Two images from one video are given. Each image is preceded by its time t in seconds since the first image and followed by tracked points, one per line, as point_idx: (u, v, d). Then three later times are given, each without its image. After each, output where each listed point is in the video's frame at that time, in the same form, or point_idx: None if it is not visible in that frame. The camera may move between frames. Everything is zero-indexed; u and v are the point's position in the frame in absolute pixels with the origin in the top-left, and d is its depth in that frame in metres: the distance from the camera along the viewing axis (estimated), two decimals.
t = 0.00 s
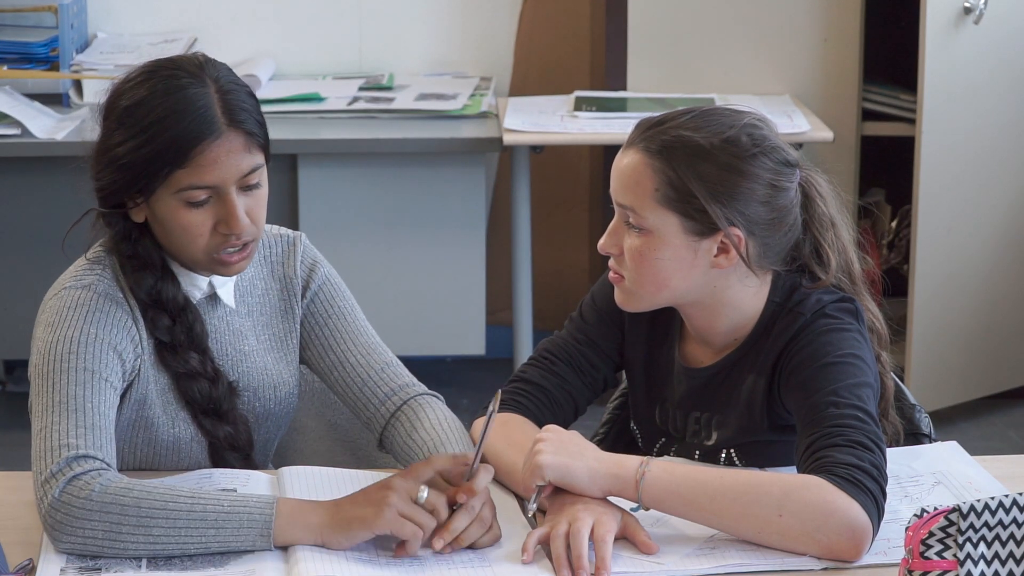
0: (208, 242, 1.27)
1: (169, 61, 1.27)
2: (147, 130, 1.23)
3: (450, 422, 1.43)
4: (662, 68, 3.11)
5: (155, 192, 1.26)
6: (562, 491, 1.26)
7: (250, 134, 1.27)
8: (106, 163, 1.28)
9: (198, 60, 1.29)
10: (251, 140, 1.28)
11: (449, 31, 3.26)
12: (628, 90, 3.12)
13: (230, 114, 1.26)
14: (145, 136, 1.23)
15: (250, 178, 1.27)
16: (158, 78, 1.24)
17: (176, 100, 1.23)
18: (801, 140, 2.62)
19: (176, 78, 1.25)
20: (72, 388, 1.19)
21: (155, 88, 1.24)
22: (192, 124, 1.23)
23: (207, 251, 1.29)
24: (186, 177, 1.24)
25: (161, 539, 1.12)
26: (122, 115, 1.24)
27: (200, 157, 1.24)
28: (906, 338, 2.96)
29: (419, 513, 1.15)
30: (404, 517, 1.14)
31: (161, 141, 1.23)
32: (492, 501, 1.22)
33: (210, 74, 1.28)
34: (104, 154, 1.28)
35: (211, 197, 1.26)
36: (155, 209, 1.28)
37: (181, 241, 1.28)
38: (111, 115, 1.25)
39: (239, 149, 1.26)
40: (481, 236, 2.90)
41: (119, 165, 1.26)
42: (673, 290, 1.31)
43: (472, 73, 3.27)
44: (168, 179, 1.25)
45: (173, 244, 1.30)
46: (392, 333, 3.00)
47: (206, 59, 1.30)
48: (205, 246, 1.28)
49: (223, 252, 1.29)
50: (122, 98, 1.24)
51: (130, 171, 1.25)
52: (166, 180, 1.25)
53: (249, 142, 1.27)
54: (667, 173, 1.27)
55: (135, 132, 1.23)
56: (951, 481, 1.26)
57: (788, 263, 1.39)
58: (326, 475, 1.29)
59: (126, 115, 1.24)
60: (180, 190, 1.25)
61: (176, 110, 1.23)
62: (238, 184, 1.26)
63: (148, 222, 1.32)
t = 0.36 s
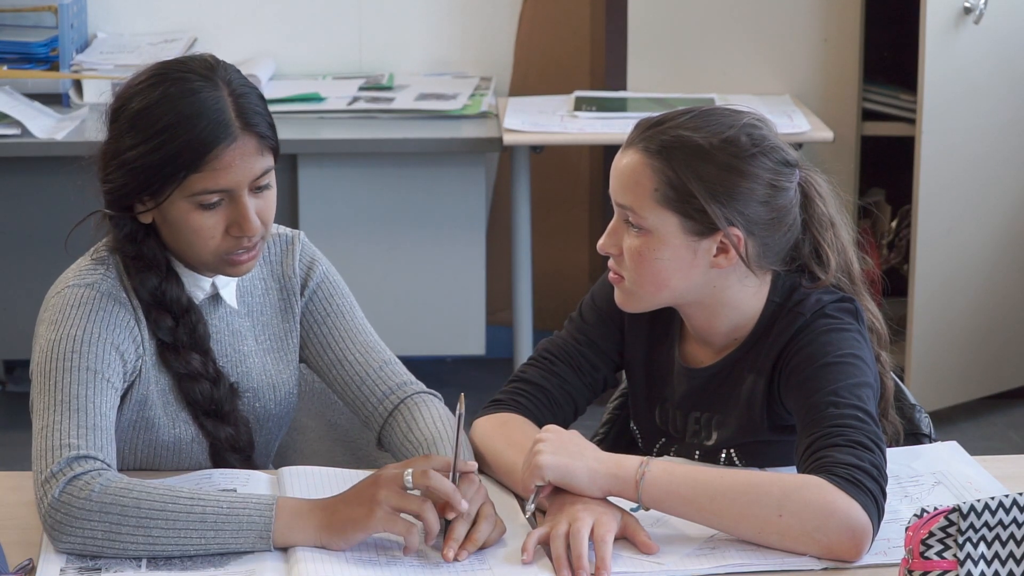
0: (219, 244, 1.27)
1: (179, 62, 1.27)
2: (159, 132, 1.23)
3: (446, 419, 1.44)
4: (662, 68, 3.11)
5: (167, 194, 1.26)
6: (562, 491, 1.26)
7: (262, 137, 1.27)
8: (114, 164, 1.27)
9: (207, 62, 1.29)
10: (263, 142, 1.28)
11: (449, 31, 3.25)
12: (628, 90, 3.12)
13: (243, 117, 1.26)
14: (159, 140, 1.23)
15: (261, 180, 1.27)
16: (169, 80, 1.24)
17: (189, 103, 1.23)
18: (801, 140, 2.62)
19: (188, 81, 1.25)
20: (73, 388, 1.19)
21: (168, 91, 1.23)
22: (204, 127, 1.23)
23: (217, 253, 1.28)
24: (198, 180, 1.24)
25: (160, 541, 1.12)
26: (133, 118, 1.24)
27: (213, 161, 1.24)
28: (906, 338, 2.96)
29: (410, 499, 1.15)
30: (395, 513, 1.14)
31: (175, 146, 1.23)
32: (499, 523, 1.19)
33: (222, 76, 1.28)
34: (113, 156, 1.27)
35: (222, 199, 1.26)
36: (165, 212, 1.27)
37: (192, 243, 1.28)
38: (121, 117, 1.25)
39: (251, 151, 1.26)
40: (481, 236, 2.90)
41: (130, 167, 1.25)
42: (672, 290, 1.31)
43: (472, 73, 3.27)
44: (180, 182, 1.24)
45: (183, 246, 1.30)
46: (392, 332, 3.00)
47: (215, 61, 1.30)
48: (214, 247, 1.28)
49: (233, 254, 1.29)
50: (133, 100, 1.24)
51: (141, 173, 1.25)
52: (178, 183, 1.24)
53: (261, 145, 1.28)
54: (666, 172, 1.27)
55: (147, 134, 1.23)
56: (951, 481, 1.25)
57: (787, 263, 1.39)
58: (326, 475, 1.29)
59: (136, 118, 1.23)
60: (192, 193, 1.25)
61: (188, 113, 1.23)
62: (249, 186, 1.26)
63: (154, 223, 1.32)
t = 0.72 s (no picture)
0: (220, 237, 1.27)
1: (180, 56, 1.27)
2: (161, 123, 1.23)
3: (446, 418, 1.44)
4: (662, 68, 3.11)
5: (168, 187, 1.25)
6: (561, 490, 1.26)
7: (263, 130, 1.27)
8: (116, 157, 1.27)
9: (210, 56, 1.30)
10: (264, 135, 1.28)
11: (449, 31, 3.26)
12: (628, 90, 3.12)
13: (244, 110, 1.26)
14: (160, 132, 1.23)
15: (261, 173, 1.27)
16: (172, 72, 1.24)
17: (191, 95, 1.23)
18: (801, 140, 2.62)
19: (189, 72, 1.25)
20: (74, 387, 1.19)
21: (169, 83, 1.24)
22: (206, 118, 1.23)
23: (217, 246, 1.28)
24: (201, 172, 1.24)
25: (159, 541, 1.12)
26: (135, 110, 1.24)
27: (215, 153, 1.24)
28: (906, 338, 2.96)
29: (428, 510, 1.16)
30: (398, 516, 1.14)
31: (176, 136, 1.23)
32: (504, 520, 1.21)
33: (223, 69, 1.28)
34: (115, 148, 1.27)
35: (224, 192, 1.26)
36: (166, 204, 1.27)
37: (191, 236, 1.28)
38: (123, 109, 1.25)
39: (253, 144, 1.26)
40: (481, 236, 2.90)
41: (132, 158, 1.25)
42: (673, 290, 1.31)
43: (472, 73, 3.27)
44: (182, 174, 1.24)
45: (183, 240, 1.30)
46: (392, 332, 3.00)
47: (217, 55, 1.31)
48: (214, 241, 1.28)
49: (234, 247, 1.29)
50: (135, 91, 1.24)
51: (143, 165, 1.25)
52: (180, 174, 1.24)
53: (262, 138, 1.28)
54: (667, 172, 1.27)
55: (149, 126, 1.23)
56: (951, 481, 1.25)
57: (788, 263, 1.38)
58: (326, 475, 1.29)
59: (139, 109, 1.23)
60: (194, 185, 1.25)
61: (190, 104, 1.23)
62: (250, 179, 1.26)
63: (154, 217, 1.32)
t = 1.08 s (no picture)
0: (216, 225, 1.26)
1: (182, 49, 1.28)
2: (160, 109, 1.23)
3: (447, 419, 1.43)
4: (662, 68, 3.11)
5: (167, 174, 1.25)
6: (561, 490, 1.26)
7: (262, 118, 1.28)
8: (117, 148, 1.27)
9: (212, 50, 1.31)
10: (263, 123, 1.28)
11: (449, 31, 3.26)
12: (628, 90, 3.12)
13: (244, 97, 1.27)
14: (158, 117, 1.23)
15: (260, 162, 1.27)
16: (172, 61, 1.25)
17: (190, 81, 1.24)
18: (801, 140, 2.62)
19: (189, 62, 1.26)
20: (73, 386, 1.19)
21: (169, 71, 1.24)
22: (205, 104, 1.24)
23: (213, 235, 1.27)
24: (198, 157, 1.24)
25: (157, 542, 1.12)
26: (135, 97, 1.24)
27: (214, 138, 1.24)
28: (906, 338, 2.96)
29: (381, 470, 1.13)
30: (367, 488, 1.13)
31: (173, 121, 1.23)
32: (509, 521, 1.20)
33: (225, 60, 1.29)
34: (116, 138, 1.27)
35: (222, 180, 1.25)
36: (163, 191, 1.27)
37: (188, 224, 1.27)
38: (123, 99, 1.26)
39: (251, 132, 1.26)
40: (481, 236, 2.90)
41: (131, 146, 1.25)
42: (674, 290, 1.31)
43: (472, 73, 3.27)
44: (180, 160, 1.24)
45: (180, 232, 1.29)
46: (393, 332, 3.00)
47: (218, 49, 1.32)
48: (212, 229, 1.27)
49: (230, 236, 1.28)
50: (136, 79, 1.25)
51: (143, 152, 1.25)
52: (179, 160, 1.24)
53: (261, 126, 1.28)
54: (667, 171, 1.27)
55: (149, 113, 1.23)
56: (951, 481, 1.25)
57: (788, 262, 1.38)
58: (326, 476, 1.29)
59: (139, 97, 1.24)
60: (191, 171, 1.24)
61: (189, 90, 1.24)
62: (248, 167, 1.26)
63: (153, 209, 1.32)
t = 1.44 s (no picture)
0: (216, 228, 1.26)
1: (179, 51, 1.28)
2: (158, 112, 1.23)
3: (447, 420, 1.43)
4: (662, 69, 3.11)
5: (166, 178, 1.25)
6: (561, 489, 1.26)
7: (260, 120, 1.27)
8: (116, 151, 1.27)
9: (209, 51, 1.30)
10: (261, 125, 1.28)
11: (450, 31, 3.26)
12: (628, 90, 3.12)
13: (241, 99, 1.27)
14: (157, 120, 1.23)
15: (259, 164, 1.27)
16: (169, 64, 1.25)
17: (187, 84, 1.24)
18: (801, 140, 2.62)
19: (186, 65, 1.26)
20: (73, 385, 1.19)
21: (166, 74, 1.24)
22: (204, 107, 1.24)
23: (214, 238, 1.27)
24: (198, 161, 1.24)
25: (157, 543, 1.12)
26: (134, 100, 1.24)
27: (213, 141, 1.24)
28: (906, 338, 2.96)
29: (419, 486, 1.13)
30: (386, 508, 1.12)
31: (172, 124, 1.23)
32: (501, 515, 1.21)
33: (222, 61, 1.29)
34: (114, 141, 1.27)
35: (221, 182, 1.25)
36: (162, 195, 1.27)
37: (188, 228, 1.27)
38: (122, 103, 1.26)
39: (249, 133, 1.26)
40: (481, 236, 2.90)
41: (130, 150, 1.25)
42: (674, 290, 1.31)
43: (472, 73, 3.27)
44: (180, 164, 1.24)
45: (180, 234, 1.29)
46: (393, 332, 3.00)
47: (216, 50, 1.32)
48: (212, 232, 1.27)
49: (231, 239, 1.28)
50: (133, 83, 1.25)
51: (142, 155, 1.25)
52: (178, 165, 1.24)
53: (260, 128, 1.28)
54: (666, 171, 1.27)
55: (146, 116, 1.23)
56: (951, 481, 1.25)
57: (788, 262, 1.39)
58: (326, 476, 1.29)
59: (137, 100, 1.24)
60: (191, 174, 1.24)
61: (187, 93, 1.24)
62: (248, 169, 1.26)
63: (153, 212, 1.32)
